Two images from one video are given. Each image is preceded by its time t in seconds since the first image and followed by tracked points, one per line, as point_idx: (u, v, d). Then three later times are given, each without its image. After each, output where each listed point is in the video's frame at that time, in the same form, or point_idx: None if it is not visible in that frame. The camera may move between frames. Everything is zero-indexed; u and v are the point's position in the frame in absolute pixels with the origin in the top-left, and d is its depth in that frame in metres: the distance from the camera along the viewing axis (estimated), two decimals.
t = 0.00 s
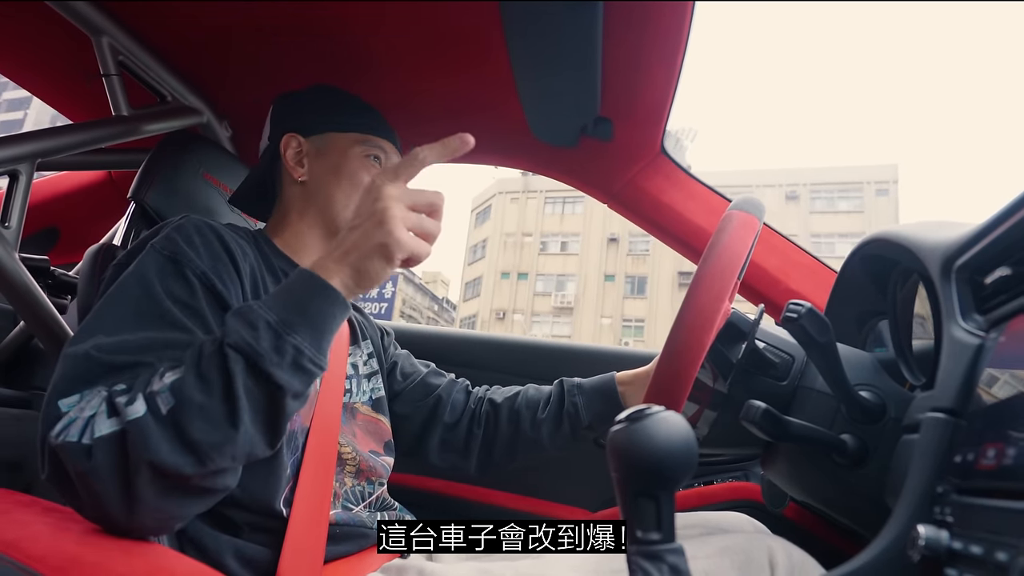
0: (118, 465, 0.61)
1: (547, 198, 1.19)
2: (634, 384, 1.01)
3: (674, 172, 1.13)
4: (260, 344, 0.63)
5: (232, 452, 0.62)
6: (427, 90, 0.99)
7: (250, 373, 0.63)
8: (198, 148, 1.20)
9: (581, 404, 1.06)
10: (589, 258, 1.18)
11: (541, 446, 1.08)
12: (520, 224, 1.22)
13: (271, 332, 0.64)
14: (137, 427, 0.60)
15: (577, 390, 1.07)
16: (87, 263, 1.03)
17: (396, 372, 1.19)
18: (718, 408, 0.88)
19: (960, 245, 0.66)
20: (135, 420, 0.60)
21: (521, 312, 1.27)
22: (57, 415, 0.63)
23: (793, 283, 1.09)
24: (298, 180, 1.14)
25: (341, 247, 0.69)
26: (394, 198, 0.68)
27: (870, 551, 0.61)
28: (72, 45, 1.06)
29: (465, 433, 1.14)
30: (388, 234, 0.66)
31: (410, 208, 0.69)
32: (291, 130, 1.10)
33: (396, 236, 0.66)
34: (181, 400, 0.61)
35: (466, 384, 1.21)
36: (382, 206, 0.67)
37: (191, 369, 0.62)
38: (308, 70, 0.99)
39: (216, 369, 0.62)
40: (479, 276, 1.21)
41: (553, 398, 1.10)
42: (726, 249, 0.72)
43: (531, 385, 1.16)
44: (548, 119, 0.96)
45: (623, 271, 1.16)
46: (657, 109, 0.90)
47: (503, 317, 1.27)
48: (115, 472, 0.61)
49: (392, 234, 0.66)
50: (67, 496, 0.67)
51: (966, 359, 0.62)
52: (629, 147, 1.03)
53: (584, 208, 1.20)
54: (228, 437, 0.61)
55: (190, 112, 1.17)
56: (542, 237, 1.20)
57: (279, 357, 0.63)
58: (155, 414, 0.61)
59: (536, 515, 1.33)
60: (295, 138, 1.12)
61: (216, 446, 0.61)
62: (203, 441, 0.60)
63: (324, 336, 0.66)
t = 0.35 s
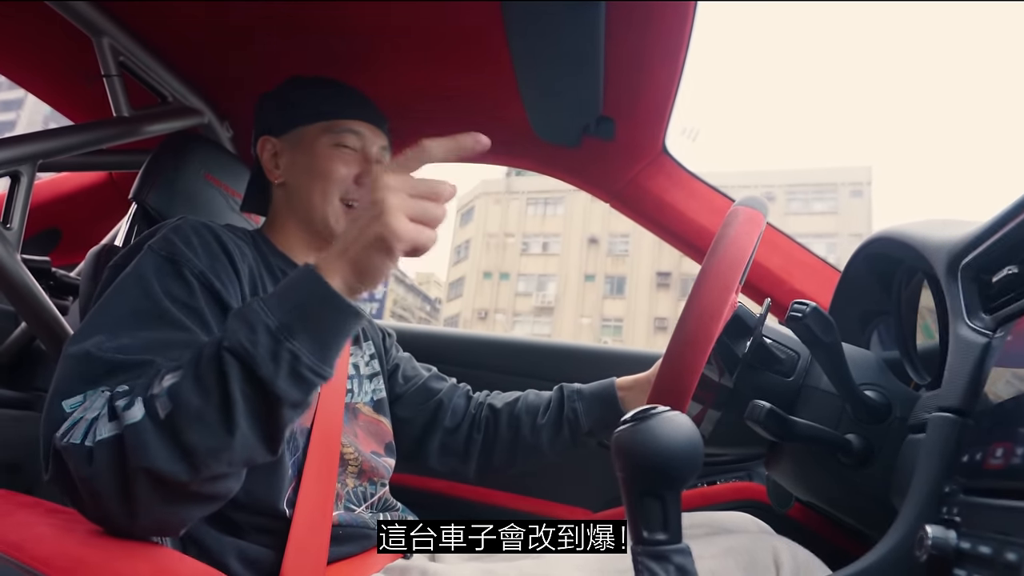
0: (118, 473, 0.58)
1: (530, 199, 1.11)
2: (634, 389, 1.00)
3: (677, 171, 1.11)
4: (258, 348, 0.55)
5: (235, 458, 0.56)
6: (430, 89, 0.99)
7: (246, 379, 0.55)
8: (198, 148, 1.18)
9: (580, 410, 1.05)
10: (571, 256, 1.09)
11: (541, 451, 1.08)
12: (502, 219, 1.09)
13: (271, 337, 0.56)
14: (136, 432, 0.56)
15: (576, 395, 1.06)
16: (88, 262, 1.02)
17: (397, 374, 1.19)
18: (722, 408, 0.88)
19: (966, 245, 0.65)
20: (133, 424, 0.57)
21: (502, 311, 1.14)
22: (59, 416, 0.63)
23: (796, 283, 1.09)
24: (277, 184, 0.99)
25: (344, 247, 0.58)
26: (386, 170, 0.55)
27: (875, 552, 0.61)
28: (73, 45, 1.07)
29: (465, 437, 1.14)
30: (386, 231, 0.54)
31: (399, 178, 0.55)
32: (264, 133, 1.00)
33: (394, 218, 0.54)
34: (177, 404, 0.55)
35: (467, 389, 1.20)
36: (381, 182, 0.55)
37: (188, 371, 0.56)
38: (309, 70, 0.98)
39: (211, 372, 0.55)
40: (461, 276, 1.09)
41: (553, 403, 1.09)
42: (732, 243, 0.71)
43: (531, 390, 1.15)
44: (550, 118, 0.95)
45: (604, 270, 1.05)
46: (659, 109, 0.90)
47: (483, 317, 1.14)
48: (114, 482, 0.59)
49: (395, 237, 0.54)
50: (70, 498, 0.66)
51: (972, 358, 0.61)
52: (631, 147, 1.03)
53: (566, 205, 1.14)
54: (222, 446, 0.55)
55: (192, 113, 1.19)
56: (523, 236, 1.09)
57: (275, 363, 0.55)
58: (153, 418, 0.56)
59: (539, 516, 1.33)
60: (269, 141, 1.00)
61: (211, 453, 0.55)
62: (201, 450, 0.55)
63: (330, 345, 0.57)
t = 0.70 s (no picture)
0: (117, 482, 0.61)
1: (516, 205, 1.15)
2: (633, 391, 1.02)
3: (674, 172, 1.15)
4: (263, 376, 0.60)
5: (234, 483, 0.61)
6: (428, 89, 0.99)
7: (249, 408, 0.60)
8: (199, 147, 1.20)
9: (579, 412, 1.05)
10: (553, 258, 1.14)
11: (541, 454, 1.09)
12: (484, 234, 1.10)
13: (278, 363, 0.61)
14: (138, 451, 0.60)
15: (575, 398, 1.06)
16: (87, 263, 1.03)
17: (401, 377, 1.18)
18: (720, 407, 0.88)
19: (962, 245, 0.66)
20: (135, 441, 0.60)
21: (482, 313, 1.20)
22: (59, 415, 0.64)
23: (794, 282, 1.09)
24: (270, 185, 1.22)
25: (382, 277, 0.61)
26: (424, 203, 0.59)
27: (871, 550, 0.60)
28: (74, 45, 1.07)
29: (466, 441, 1.14)
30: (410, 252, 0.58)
31: (429, 213, 0.59)
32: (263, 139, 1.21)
33: (422, 254, 0.58)
34: (181, 424, 0.60)
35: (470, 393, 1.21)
36: (414, 226, 0.58)
37: (195, 394, 0.61)
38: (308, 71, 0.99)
39: (217, 401, 0.60)
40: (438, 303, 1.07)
41: (552, 406, 1.09)
42: (732, 241, 0.72)
43: (531, 394, 1.16)
44: (549, 119, 0.95)
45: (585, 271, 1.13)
46: (658, 109, 0.90)
47: (465, 317, 1.16)
48: (112, 492, 0.61)
49: (416, 267, 0.59)
50: (69, 497, 0.67)
51: (968, 357, 0.61)
52: (630, 147, 1.03)
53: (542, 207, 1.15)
54: (222, 474, 0.60)
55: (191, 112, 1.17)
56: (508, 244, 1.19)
57: (281, 392, 0.60)
58: (156, 436, 0.61)
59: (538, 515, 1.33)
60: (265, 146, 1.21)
61: (209, 480, 0.61)
62: (201, 473, 0.60)
63: (337, 370, 0.62)
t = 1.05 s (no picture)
0: (123, 506, 0.59)
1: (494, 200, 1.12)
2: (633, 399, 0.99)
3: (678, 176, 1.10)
4: (297, 465, 0.55)
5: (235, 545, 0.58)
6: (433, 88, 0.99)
7: (274, 488, 0.56)
8: (198, 149, 1.19)
9: (579, 418, 1.04)
10: (534, 256, 1.07)
11: (539, 459, 1.07)
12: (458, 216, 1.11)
13: (316, 458, 0.55)
14: (152, 488, 0.57)
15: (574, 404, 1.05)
16: (87, 266, 1.03)
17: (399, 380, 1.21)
18: (722, 414, 0.87)
19: (966, 253, 0.65)
20: (151, 477, 0.58)
21: (466, 311, 1.11)
22: (57, 421, 0.63)
23: (796, 286, 1.08)
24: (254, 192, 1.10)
25: (462, 391, 0.54)
26: (519, 361, 0.52)
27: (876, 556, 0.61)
28: (74, 46, 1.07)
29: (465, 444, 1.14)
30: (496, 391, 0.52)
31: (526, 374, 0.52)
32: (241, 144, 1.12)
33: (505, 423, 0.53)
34: (199, 475, 0.57)
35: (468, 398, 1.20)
36: (501, 380, 0.52)
37: (222, 445, 0.58)
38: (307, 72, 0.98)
39: (247, 464, 0.56)
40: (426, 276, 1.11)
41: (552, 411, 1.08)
42: (734, 244, 0.71)
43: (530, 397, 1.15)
44: (550, 120, 0.95)
45: (565, 270, 1.03)
46: (659, 112, 0.90)
47: (448, 317, 1.11)
48: (114, 518, 0.59)
49: (498, 430, 0.53)
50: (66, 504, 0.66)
51: (971, 367, 0.61)
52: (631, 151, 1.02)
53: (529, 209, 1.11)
54: (225, 536, 0.57)
55: (194, 114, 1.22)
56: (488, 236, 1.08)
57: (308, 487, 0.55)
58: (173, 477, 0.58)
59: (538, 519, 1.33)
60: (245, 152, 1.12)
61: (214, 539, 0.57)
62: (207, 527, 0.57)
63: (370, 487, 0.56)
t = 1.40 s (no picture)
0: (121, 492, 0.60)
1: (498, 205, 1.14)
2: (629, 400, 0.99)
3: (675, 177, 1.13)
4: (289, 419, 0.58)
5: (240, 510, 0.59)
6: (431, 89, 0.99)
7: (269, 445, 0.58)
8: (199, 152, 1.20)
9: (576, 419, 1.04)
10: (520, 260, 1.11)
11: (537, 461, 1.08)
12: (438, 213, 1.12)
13: (306, 409, 0.58)
14: (150, 466, 0.58)
15: (572, 406, 1.06)
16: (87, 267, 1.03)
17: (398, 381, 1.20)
18: (718, 413, 0.88)
19: (961, 251, 0.65)
20: (147, 457, 0.58)
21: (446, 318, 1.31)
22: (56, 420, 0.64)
23: (794, 287, 1.09)
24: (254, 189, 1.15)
25: (446, 342, 0.55)
26: (481, 280, 0.54)
27: (871, 556, 0.61)
28: (73, 48, 1.07)
29: (463, 445, 1.14)
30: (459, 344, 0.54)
31: (490, 289, 0.54)
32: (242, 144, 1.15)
33: (471, 359, 0.54)
34: (195, 450, 0.58)
35: (466, 399, 1.20)
36: (466, 296, 0.54)
37: (214, 417, 0.59)
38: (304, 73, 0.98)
39: (239, 430, 0.58)
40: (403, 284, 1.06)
41: (550, 413, 1.08)
42: (732, 242, 0.72)
43: (528, 400, 1.16)
44: (548, 122, 0.95)
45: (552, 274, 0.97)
46: (657, 114, 0.90)
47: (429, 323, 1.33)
48: (116, 503, 0.60)
49: (470, 341, 0.54)
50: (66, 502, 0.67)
51: (966, 364, 0.61)
52: (628, 153, 1.03)
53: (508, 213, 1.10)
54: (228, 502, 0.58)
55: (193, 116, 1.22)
56: (468, 239, 1.04)
57: (303, 437, 0.58)
58: (169, 454, 0.59)
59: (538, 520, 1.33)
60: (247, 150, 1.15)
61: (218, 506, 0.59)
62: (210, 497, 0.58)
63: (359, 429, 0.59)
